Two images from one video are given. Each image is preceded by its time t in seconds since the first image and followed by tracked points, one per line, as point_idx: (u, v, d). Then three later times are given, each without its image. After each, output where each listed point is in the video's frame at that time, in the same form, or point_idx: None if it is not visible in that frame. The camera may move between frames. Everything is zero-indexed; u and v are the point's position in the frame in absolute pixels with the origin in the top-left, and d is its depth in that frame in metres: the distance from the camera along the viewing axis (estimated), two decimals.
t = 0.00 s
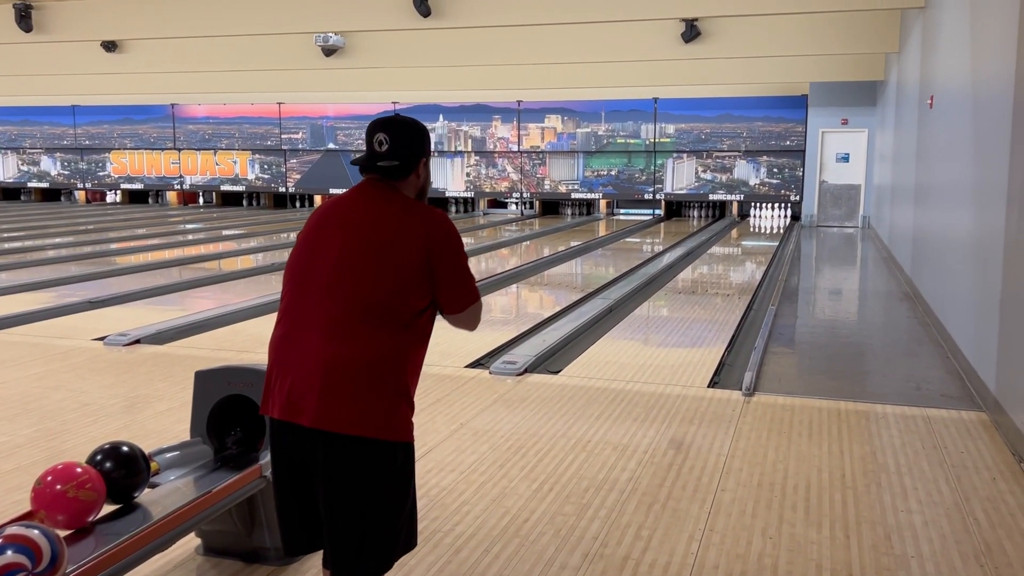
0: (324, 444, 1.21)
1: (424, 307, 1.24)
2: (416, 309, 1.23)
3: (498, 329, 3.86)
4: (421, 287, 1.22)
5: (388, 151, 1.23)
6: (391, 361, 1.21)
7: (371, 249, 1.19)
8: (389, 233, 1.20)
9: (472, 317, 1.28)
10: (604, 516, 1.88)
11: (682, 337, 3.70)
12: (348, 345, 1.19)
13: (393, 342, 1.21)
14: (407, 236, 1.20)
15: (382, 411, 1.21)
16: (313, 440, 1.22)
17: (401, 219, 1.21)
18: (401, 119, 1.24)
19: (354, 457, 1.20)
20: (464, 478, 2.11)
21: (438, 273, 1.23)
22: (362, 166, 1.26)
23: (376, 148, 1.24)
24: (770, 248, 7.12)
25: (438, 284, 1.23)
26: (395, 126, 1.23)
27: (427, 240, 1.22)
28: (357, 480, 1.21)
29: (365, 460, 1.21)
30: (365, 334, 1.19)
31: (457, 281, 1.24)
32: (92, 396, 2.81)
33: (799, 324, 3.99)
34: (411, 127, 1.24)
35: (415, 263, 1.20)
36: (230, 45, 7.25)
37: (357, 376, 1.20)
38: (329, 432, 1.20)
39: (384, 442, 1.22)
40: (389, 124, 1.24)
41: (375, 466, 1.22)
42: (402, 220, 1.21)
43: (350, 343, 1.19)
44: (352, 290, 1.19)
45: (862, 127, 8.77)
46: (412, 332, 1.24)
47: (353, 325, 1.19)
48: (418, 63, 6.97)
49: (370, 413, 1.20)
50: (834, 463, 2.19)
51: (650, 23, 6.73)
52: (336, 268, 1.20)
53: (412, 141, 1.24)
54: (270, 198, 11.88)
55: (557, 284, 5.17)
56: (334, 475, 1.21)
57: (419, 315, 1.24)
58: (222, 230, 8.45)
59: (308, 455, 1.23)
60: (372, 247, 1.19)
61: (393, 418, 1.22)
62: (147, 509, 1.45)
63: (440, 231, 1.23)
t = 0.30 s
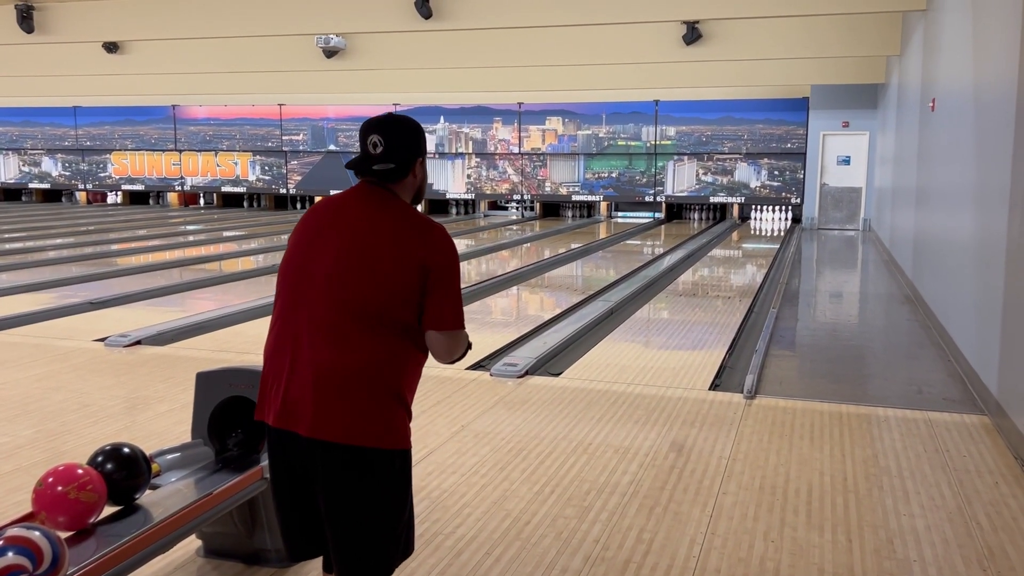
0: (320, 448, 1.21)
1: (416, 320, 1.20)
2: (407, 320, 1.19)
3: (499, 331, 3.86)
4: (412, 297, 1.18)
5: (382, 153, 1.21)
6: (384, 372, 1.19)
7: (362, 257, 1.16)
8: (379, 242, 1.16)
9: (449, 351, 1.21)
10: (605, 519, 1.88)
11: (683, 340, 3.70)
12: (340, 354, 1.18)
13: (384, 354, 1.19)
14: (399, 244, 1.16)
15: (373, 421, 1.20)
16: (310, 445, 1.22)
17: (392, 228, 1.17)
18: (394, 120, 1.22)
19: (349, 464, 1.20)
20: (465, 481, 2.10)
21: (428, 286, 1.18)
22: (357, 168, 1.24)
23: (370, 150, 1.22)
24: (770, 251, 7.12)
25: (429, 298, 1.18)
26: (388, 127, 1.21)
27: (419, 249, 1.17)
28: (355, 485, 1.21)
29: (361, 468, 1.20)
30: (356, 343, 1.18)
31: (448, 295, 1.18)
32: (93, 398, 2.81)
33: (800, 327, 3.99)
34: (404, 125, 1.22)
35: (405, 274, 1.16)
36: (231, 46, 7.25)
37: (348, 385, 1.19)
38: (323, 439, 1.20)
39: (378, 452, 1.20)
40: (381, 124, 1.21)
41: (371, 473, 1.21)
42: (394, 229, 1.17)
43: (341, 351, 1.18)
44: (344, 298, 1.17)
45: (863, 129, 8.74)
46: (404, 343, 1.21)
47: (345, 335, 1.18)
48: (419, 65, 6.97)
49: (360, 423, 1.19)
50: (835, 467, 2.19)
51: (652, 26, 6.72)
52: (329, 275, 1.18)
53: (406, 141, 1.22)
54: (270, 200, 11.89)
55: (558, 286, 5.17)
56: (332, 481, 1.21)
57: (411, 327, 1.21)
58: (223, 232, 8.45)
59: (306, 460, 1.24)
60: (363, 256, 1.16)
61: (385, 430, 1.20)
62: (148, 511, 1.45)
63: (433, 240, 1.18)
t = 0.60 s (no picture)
0: (319, 452, 1.21)
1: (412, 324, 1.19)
2: (403, 323, 1.19)
3: (501, 333, 3.86)
4: (408, 301, 1.17)
5: (376, 153, 1.20)
6: (381, 375, 1.19)
7: (359, 261, 1.16)
8: (376, 246, 1.16)
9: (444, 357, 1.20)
10: (607, 521, 1.88)
11: (685, 343, 3.70)
12: (337, 359, 1.18)
13: (381, 358, 1.18)
14: (395, 248, 1.16)
15: (371, 426, 1.19)
16: (308, 450, 1.22)
17: (388, 232, 1.16)
18: (387, 119, 1.22)
19: (347, 469, 1.20)
20: (467, 483, 2.10)
21: (423, 290, 1.17)
22: (352, 169, 1.24)
23: (363, 149, 1.21)
24: (772, 254, 7.11)
25: (425, 302, 1.17)
26: (381, 127, 1.21)
27: (413, 253, 1.16)
28: (354, 489, 1.21)
29: (360, 471, 1.20)
30: (353, 347, 1.18)
31: (444, 299, 1.16)
32: (95, 399, 2.81)
33: (802, 330, 3.98)
34: (397, 126, 1.21)
35: (401, 278, 1.16)
36: (233, 48, 7.25)
37: (346, 390, 1.18)
38: (322, 445, 1.20)
39: (377, 456, 1.20)
40: (373, 124, 1.21)
41: (370, 476, 1.21)
42: (389, 233, 1.16)
43: (338, 356, 1.18)
44: (342, 302, 1.17)
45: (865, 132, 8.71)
46: (401, 346, 1.20)
47: (342, 340, 1.18)
48: (421, 67, 6.97)
49: (358, 427, 1.19)
50: (837, 470, 2.19)
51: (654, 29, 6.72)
52: (326, 280, 1.18)
53: (399, 140, 1.22)
54: (272, 202, 11.90)
55: (560, 289, 5.17)
56: (332, 485, 1.21)
57: (408, 332, 1.20)
58: (224, 233, 8.45)
59: (305, 464, 1.24)
60: (359, 260, 1.16)
61: (382, 433, 1.20)
62: (149, 512, 1.45)
63: (429, 243, 1.18)
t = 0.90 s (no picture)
0: (318, 452, 1.21)
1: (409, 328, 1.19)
2: (402, 326, 1.19)
3: (502, 336, 3.86)
4: (407, 304, 1.17)
5: (376, 155, 1.21)
6: (380, 378, 1.19)
7: (358, 264, 1.16)
8: (374, 250, 1.16)
9: (441, 364, 1.20)
10: (609, 524, 1.88)
11: (687, 346, 3.70)
12: (337, 360, 1.18)
13: (381, 361, 1.19)
14: (393, 252, 1.16)
15: (370, 427, 1.19)
16: (309, 452, 1.22)
17: (386, 235, 1.16)
18: (387, 122, 1.22)
19: (347, 470, 1.20)
20: (468, 486, 2.10)
21: (421, 294, 1.16)
22: (352, 171, 1.24)
23: (362, 152, 1.22)
24: (774, 257, 7.11)
25: (422, 306, 1.16)
26: (382, 129, 1.21)
27: (414, 257, 1.16)
28: (356, 492, 1.21)
29: (359, 474, 1.20)
30: (352, 350, 1.18)
31: (443, 302, 1.16)
32: (97, 401, 2.82)
33: (804, 333, 3.98)
34: (398, 129, 1.22)
35: (399, 282, 1.16)
36: (235, 51, 7.26)
37: (346, 392, 1.19)
38: (322, 446, 1.20)
39: (377, 459, 1.20)
40: (374, 127, 1.21)
41: (370, 478, 1.21)
42: (388, 236, 1.16)
43: (337, 358, 1.18)
44: (342, 305, 1.17)
45: (867, 136, 8.89)
46: (401, 348, 1.20)
47: (341, 342, 1.18)
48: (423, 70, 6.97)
49: (357, 430, 1.19)
50: (839, 473, 2.19)
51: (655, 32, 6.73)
52: (326, 282, 1.18)
53: (400, 143, 1.22)
54: (274, 204, 11.92)
55: (561, 292, 5.17)
56: (332, 487, 1.21)
57: (408, 335, 1.20)
58: (226, 236, 8.45)
59: (305, 464, 1.24)
60: (359, 262, 1.16)
61: (381, 435, 1.20)
62: (152, 514, 1.45)
63: (429, 247, 1.17)
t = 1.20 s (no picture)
0: (319, 454, 1.21)
1: (409, 330, 1.19)
2: (402, 328, 1.19)
3: (503, 339, 3.86)
4: (407, 307, 1.18)
5: (377, 157, 1.21)
6: (381, 380, 1.20)
7: (358, 267, 1.17)
8: (374, 252, 1.16)
9: (442, 366, 1.20)
10: (610, 527, 1.88)
11: (688, 349, 3.70)
12: (337, 363, 1.19)
13: (381, 363, 1.19)
14: (393, 255, 1.16)
15: (370, 429, 1.20)
16: (310, 453, 1.22)
17: (386, 239, 1.17)
18: (389, 124, 1.22)
19: (348, 472, 1.20)
20: (470, 489, 2.11)
21: (422, 296, 1.17)
22: (354, 174, 1.25)
23: (364, 154, 1.22)
24: (775, 260, 7.11)
25: (422, 309, 1.17)
26: (382, 132, 1.21)
27: (414, 260, 1.16)
28: (356, 494, 1.21)
29: (360, 475, 1.21)
30: (353, 353, 1.18)
31: (444, 305, 1.17)
32: (99, 403, 2.82)
33: (805, 336, 3.98)
34: (399, 131, 1.22)
35: (400, 285, 1.16)
36: (238, 54, 7.28)
37: (346, 394, 1.19)
38: (323, 448, 1.21)
39: (377, 461, 1.21)
40: (375, 129, 1.21)
41: (371, 480, 1.21)
42: (388, 239, 1.17)
43: (338, 360, 1.19)
44: (342, 307, 1.17)
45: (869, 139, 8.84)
46: (401, 351, 1.20)
47: (342, 344, 1.18)
48: (425, 73, 6.98)
49: (358, 431, 1.19)
50: (841, 477, 2.19)
51: (657, 36, 6.74)
52: (328, 285, 1.19)
53: (401, 145, 1.22)
54: (276, 206, 11.93)
55: (562, 294, 5.18)
56: (333, 488, 1.22)
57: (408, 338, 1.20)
58: (228, 238, 8.47)
59: (307, 466, 1.24)
60: (359, 265, 1.17)
61: (381, 437, 1.21)
62: (155, 516, 1.46)
63: (429, 251, 1.18)
